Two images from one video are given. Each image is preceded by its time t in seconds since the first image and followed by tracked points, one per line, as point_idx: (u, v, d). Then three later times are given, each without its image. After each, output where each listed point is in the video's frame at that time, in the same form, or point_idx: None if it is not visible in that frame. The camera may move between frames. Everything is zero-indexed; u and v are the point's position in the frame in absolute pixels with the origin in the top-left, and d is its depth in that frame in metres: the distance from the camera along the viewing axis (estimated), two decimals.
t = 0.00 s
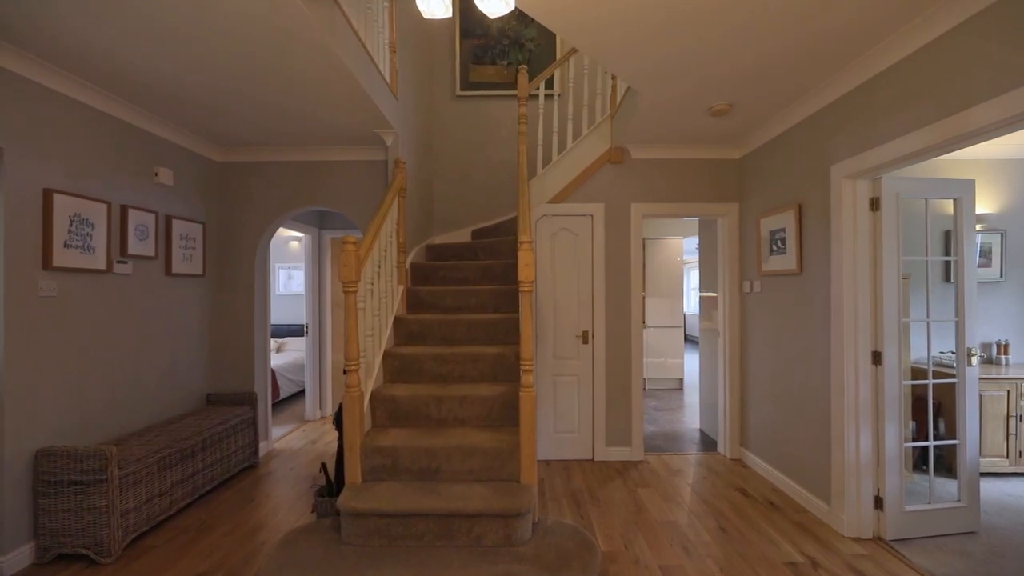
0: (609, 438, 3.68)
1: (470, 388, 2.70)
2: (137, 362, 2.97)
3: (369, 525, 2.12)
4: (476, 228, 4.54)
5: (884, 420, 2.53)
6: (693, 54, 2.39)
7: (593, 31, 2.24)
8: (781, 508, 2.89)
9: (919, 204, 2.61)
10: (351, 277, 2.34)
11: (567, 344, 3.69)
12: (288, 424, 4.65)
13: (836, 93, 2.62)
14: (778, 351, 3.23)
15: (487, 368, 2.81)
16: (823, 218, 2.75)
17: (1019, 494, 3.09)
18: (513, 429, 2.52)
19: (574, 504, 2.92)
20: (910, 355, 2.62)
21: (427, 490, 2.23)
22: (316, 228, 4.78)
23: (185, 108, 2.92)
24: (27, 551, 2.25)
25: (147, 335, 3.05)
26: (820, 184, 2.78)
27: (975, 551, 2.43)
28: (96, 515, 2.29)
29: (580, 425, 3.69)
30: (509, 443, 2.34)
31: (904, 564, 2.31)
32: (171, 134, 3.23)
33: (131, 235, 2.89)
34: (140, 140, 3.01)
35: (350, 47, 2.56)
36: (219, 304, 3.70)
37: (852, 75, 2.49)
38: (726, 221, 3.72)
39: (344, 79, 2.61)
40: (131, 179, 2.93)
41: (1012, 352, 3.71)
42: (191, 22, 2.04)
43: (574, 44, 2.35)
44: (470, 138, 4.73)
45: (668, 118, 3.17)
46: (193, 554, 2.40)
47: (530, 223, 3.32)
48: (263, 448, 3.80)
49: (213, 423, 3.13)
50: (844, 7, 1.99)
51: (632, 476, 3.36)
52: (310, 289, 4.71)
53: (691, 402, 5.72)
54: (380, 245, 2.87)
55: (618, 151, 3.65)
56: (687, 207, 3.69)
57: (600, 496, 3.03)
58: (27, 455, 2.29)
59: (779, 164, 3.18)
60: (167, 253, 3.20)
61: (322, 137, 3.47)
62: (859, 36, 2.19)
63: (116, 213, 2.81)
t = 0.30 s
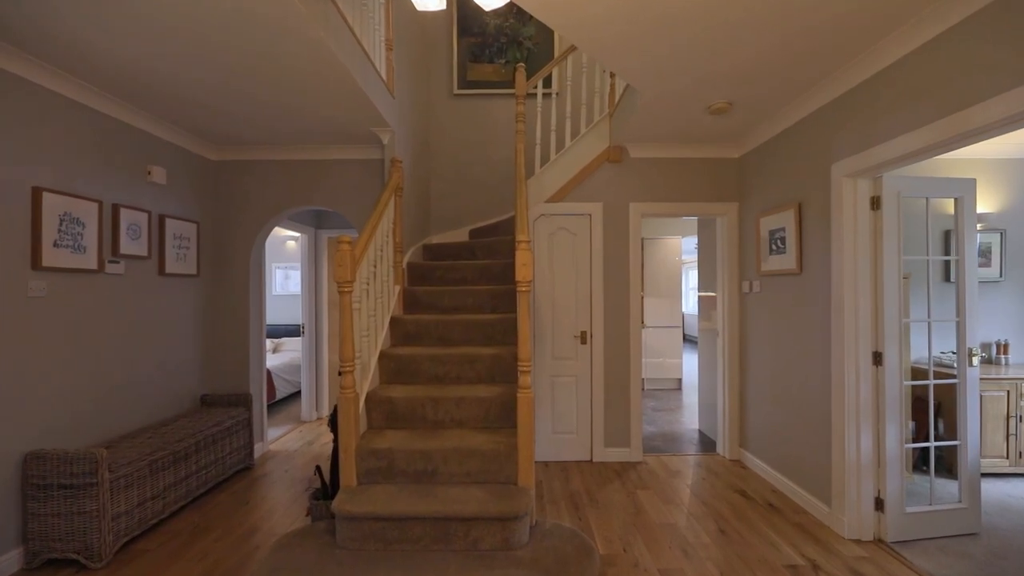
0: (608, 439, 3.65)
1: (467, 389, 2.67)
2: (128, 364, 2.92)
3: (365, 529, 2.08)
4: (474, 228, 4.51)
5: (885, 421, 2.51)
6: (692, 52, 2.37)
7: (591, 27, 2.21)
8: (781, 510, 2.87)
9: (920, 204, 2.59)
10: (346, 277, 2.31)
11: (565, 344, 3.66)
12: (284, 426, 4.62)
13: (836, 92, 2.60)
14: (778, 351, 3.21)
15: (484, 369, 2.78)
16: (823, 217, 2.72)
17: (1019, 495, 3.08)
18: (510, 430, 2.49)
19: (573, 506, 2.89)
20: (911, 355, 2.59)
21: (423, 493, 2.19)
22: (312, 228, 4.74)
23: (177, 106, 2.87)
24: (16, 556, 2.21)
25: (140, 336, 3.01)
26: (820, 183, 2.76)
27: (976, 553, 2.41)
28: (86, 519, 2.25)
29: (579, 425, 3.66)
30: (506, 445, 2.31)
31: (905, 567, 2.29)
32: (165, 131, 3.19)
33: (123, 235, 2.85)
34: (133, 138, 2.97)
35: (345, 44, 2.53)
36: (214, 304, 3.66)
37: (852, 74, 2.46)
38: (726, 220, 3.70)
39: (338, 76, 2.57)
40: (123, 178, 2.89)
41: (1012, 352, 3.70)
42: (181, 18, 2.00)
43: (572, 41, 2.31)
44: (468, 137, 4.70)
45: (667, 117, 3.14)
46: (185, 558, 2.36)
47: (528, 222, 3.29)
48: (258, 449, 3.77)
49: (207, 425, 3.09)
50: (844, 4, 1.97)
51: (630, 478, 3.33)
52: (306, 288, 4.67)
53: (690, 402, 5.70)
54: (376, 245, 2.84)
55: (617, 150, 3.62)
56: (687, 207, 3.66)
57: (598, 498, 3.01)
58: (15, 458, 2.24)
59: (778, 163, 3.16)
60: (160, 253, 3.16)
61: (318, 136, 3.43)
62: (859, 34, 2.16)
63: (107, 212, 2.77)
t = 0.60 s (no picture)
0: (603, 440, 3.61)
1: (459, 391, 2.61)
2: (110, 366, 2.85)
3: (352, 535, 2.03)
4: (468, 226, 4.46)
5: (881, 422, 2.48)
6: (686, 48, 2.33)
7: (583, 21, 2.16)
8: (777, 512, 2.83)
9: (917, 202, 2.56)
10: (333, 276, 2.25)
11: (559, 344, 3.62)
12: (275, 427, 4.55)
13: (831, 90, 2.57)
14: (774, 351, 3.18)
15: (476, 370, 2.73)
16: (820, 216, 2.69)
17: (1014, 495, 3.07)
18: (502, 433, 2.44)
19: (566, 509, 2.85)
20: (907, 355, 2.57)
21: (413, 498, 2.14)
22: (304, 226, 4.67)
23: (161, 101, 2.80)
24: None
25: (123, 337, 2.93)
26: (817, 182, 2.72)
27: (973, 555, 2.39)
28: (64, 526, 2.18)
29: (573, 426, 3.62)
30: (499, 448, 2.26)
31: (902, 569, 2.26)
32: (151, 128, 3.13)
33: (105, 233, 2.78)
34: (117, 134, 2.90)
35: (334, 38, 2.47)
36: (201, 305, 3.59)
37: (849, 70, 2.42)
38: (721, 219, 3.67)
39: (323, 70, 2.50)
40: (106, 174, 2.82)
41: (1006, 351, 3.70)
42: (160, 8, 1.94)
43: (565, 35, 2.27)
44: (461, 135, 4.65)
45: (661, 114, 3.11)
46: (167, 565, 2.29)
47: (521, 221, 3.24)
48: (247, 452, 3.70)
49: (193, 428, 3.02)
50: None
51: (625, 480, 3.29)
52: (297, 288, 4.60)
53: (685, 402, 5.68)
54: (366, 243, 2.77)
55: (612, 148, 3.58)
56: (682, 205, 3.63)
57: (592, 501, 2.97)
58: None
59: (774, 161, 3.13)
60: (146, 252, 3.09)
61: (307, 133, 3.37)
62: (856, 29, 2.12)
63: (89, 209, 2.70)
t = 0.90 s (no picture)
0: (591, 442, 3.56)
1: (443, 393, 2.54)
2: (77, 369, 2.72)
3: (329, 545, 1.95)
4: (455, 225, 4.38)
5: (869, 423, 2.46)
6: (675, 44, 2.28)
7: (569, 15, 2.10)
8: (766, 515, 2.80)
9: (904, 202, 2.55)
10: (310, 276, 2.16)
11: (547, 345, 3.56)
12: (257, 431, 4.43)
13: (820, 88, 2.54)
14: (762, 351, 3.16)
15: (461, 372, 2.66)
16: (808, 215, 2.67)
17: (997, 495, 3.08)
18: (487, 437, 2.37)
19: (553, 513, 2.80)
20: (894, 355, 2.55)
21: (393, 506, 2.06)
22: (287, 224, 4.56)
23: (133, 94, 2.69)
24: None
25: (92, 339, 2.81)
26: (806, 181, 2.69)
27: (959, 556, 2.39)
28: (23, 539, 2.07)
29: (561, 428, 3.57)
30: (482, 453, 2.19)
31: (890, 572, 2.24)
32: (124, 122, 3.00)
33: (72, 230, 2.66)
34: (85, 128, 2.77)
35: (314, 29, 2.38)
36: (178, 305, 3.47)
37: (837, 67, 2.39)
38: (710, 218, 3.64)
39: (301, 64, 2.40)
40: (73, 169, 2.70)
41: (990, 351, 3.73)
42: None
43: (551, 29, 2.21)
44: (449, 132, 4.57)
45: (650, 113, 3.07)
46: None
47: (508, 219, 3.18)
48: (226, 457, 3.59)
49: (167, 433, 2.91)
50: None
51: (613, 483, 3.24)
52: (280, 287, 4.49)
53: (674, 402, 5.66)
54: (346, 242, 2.69)
55: (601, 146, 3.53)
56: (671, 205, 3.59)
57: (580, 504, 2.92)
58: None
59: (763, 160, 3.11)
60: (117, 250, 2.97)
61: (288, 128, 3.27)
62: (846, 25, 2.09)
63: (55, 206, 2.58)
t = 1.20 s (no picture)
0: (574, 444, 3.49)
1: (419, 396, 2.44)
2: (25, 374, 2.54)
3: (293, 560, 1.82)
4: (436, 223, 4.27)
5: (853, 423, 2.43)
6: (658, 35, 2.22)
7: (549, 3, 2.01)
8: (750, 517, 2.76)
9: (888, 200, 2.53)
10: (276, 273, 2.03)
11: (529, 345, 3.47)
12: (228, 436, 4.25)
13: (804, 83, 2.51)
14: (746, 351, 3.12)
15: (438, 374, 2.56)
16: (793, 213, 2.63)
17: (975, 493, 3.11)
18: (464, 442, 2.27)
19: (535, 519, 2.71)
20: (878, 354, 2.53)
21: (364, 516, 1.95)
22: (261, 221, 4.39)
23: (85, 80, 2.51)
24: None
25: (41, 342, 2.62)
26: (790, 178, 2.65)
27: (941, 556, 2.37)
28: None
29: (543, 431, 3.48)
30: (459, 459, 2.09)
31: (873, 575, 2.21)
32: (79, 111, 2.82)
33: (19, 225, 2.48)
34: (34, 115, 2.59)
35: (283, 13, 2.25)
36: (140, 305, 3.29)
37: (823, 61, 2.34)
38: (694, 217, 3.60)
39: (268, 50, 2.26)
40: (20, 159, 2.51)
41: (967, 349, 3.77)
42: None
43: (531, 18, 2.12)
44: (430, 127, 4.45)
45: (634, 108, 3.00)
46: None
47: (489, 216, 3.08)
48: (193, 464, 3.42)
49: (126, 440, 2.74)
50: None
51: (596, 486, 3.17)
52: (253, 286, 4.30)
53: (658, 402, 5.63)
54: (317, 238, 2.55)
55: (584, 141, 3.46)
56: (655, 202, 3.53)
57: (562, 510, 2.83)
58: None
59: (747, 157, 3.07)
60: (71, 246, 2.78)
61: (258, 120, 3.11)
62: (832, 18, 2.04)
63: None
